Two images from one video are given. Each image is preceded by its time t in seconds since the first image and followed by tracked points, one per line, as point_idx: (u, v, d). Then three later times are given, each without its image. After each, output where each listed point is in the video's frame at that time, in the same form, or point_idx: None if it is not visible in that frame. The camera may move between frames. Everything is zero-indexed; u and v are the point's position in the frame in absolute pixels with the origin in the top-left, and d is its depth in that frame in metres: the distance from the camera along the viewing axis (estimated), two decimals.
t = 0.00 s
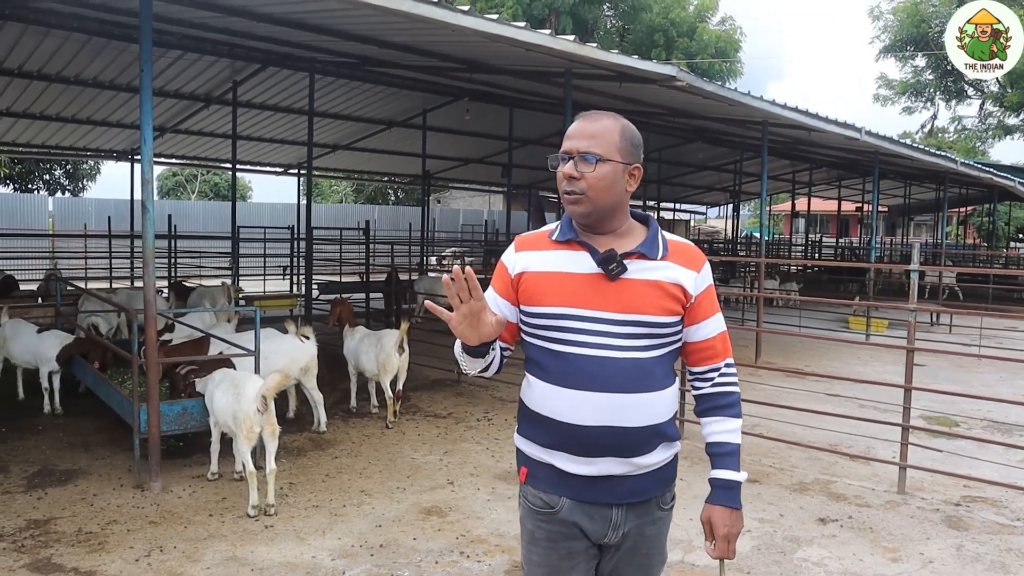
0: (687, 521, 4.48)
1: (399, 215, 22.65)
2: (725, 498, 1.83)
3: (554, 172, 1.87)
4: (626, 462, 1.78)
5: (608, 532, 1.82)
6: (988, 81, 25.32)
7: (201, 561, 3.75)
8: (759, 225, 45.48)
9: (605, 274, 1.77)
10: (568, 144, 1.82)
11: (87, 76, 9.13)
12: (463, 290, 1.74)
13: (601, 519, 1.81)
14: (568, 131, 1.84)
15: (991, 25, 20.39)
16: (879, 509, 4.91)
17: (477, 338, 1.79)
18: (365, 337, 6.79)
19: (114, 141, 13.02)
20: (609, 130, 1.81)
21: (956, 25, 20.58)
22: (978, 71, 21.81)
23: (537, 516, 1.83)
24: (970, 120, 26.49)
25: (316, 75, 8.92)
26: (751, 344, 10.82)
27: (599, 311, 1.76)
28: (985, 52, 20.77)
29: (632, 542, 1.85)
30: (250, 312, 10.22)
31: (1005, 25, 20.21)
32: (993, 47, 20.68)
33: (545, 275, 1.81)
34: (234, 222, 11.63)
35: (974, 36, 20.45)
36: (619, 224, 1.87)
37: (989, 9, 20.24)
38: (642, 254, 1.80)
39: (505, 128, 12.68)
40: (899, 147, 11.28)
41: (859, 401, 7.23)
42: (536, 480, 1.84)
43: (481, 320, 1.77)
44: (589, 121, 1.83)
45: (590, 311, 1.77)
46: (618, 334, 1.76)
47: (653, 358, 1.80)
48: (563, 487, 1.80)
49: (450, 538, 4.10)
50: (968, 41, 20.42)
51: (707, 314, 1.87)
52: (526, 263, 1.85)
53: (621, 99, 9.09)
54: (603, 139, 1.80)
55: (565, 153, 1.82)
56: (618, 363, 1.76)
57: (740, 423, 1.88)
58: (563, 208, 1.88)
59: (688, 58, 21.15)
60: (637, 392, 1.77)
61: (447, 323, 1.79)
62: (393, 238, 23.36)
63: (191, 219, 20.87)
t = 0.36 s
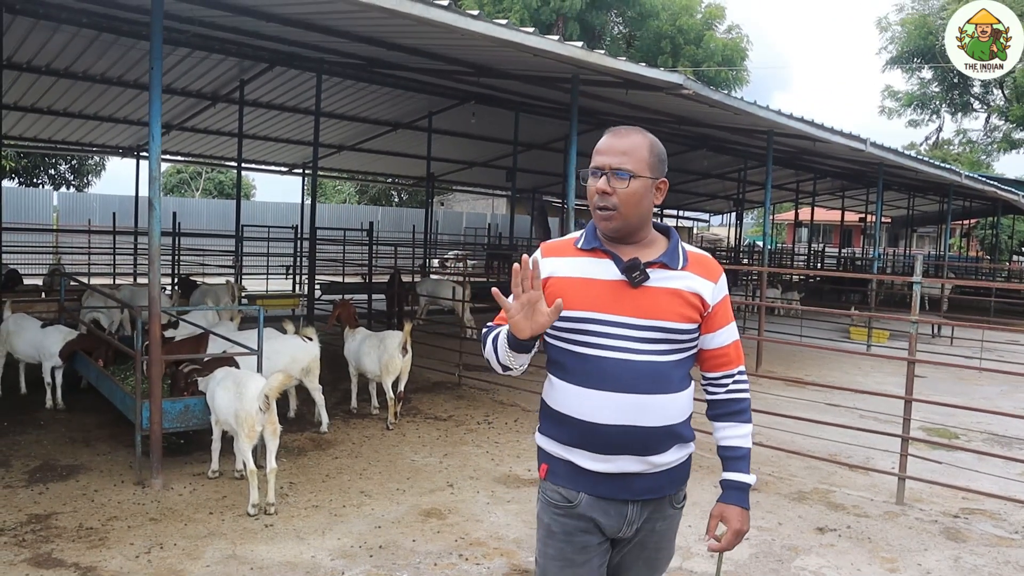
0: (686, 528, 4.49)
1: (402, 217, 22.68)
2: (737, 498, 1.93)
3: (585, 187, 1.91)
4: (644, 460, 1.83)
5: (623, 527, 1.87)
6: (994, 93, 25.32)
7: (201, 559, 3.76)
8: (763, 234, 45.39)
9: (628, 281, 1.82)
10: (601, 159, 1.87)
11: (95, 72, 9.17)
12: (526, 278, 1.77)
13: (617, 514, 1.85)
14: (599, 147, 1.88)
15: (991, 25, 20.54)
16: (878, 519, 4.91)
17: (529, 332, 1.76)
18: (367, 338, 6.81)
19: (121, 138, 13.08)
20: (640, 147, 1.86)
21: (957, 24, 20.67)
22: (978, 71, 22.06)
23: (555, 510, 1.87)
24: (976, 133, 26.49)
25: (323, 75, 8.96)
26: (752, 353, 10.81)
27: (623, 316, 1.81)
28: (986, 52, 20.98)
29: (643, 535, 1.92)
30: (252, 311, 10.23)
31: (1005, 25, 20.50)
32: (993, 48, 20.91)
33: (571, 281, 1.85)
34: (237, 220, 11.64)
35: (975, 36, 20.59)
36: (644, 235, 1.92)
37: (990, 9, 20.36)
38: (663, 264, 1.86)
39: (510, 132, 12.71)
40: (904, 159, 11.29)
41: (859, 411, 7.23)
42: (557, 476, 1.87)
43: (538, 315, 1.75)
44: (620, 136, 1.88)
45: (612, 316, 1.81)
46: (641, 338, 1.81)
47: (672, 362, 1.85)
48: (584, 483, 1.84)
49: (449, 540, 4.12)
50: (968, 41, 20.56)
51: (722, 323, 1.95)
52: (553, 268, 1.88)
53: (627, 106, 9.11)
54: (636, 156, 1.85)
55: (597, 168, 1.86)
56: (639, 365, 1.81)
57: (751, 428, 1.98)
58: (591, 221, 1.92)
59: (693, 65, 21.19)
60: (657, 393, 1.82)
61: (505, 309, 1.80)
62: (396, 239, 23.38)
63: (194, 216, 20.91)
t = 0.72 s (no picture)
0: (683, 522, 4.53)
1: (393, 219, 22.68)
2: (740, 481, 1.99)
3: (590, 190, 1.96)
4: (653, 448, 1.88)
5: (633, 512, 1.92)
6: (979, 85, 25.52)
7: (203, 563, 3.78)
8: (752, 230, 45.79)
9: (635, 278, 1.86)
10: (605, 164, 1.91)
11: (83, 80, 9.15)
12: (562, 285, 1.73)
13: (628, 500, 1.90)
14: (603, 151, 1.93)
15: (991, 25, 20.87)
16: (873, 510, 4.97)
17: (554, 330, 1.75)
18: (358, 340, 6.82)
19: (110, 145, 13.03)
20: (643, 150, 1.90)
21: (957, 24, 21.17)
22: (978, 71, 21.80)
23: (567, 498, 1.90)
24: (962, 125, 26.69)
25: (312, 79, 8.96)
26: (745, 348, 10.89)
27: (631, 311, 1.85)
28: (986, 52, 21.01)
29: (651, 521, 1.97)
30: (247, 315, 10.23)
31: (1005, 25, 20.69)
32: (993, 48, 20.95)
33: (581, 278, 1.88)
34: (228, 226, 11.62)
35: (974, 36, 20.84)
36: (649, 235, 1.96)
37: (989, 9, 20.95)
38: (668, 261, 1.91)
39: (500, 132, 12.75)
40: (891, 152, 11.38)
41: (852, 403, 7.30)
42: (568, 466, 1.90)
43: (566, 318, 1.74)
44: (622, 141, 1.91)
45: (621, 310, 1.85)
46: (648, 331, 1.85)
47: (677, 353, 1.90)
48: (596, 471, 1.87)
49: (449, 539, 4.15)
50: (968, 41, 20.84)
51: (722, 315, 2.00)
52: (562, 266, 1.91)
53: (617, 105, 9.17)
54: (640, 160, 1.89)
55: (602, 173, 1.91)
56: (647, 357, 1.85)
57: (750, 414, 2.05)
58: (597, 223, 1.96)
59: (681, 62, 21.27)
60: (664, 383, 1.87)
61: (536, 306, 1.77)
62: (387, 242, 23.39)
63: (184, 222, 20.86)
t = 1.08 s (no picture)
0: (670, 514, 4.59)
1: (373, 221, 22.62)
2: (727, 468, 2.04)
3: (583, 185, 1.97)
4: (639, 437, 1.92)
5: (621, 500, 1.96)
6: (949, 79, 25.87)
7: (192, 567, 3.78)
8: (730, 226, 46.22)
9: (622, 272, 1.91)
10: (599, 158, 1.94)
11: (57, 85, 9.04)
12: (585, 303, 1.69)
13: (616, 488, 1.95)
14: (594, 147, 1.96)
15: (991, 25, 20.60)
16: (854, 498, 5.06)
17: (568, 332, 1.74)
18: (339, 341, 6.81)
19: (84, 151, 12.88)
20: (634, 145, 1.96)
21: (958, 24, 21.53)
22: (978, 71, 21.89)
23: (558, 487, 1.94)
24: (934, 119, 27.11)
25: (290, 82, 8.94)
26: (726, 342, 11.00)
27: (618, 304, 1.90)
28: (985, 52, 21.08)
29: (639, 508, 2.02)
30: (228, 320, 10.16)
31: (1005, 25, 20.30)
32: (994, 48, 20.89)
33: (570, 273, 1.92)
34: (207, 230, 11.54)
35: (974, 36, 20.81)
36: (635, 229, 2.01)
37: (989, 9, 20.59)
38: (653, 255, 1.95)
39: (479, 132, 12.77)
40: (865, 146, 11.56)
41: (830, 394, 7.42)
42: (557, 455, 1.94)
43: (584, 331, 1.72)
44: (613, 136, 1.96)
45: (608, 304, 1.89)
46: (633, 323, 1.90)
47: (662, 346, 1.94)
48: (584, 460, 1.92)
49: (438, 537, 4.17)
50: (967, 41, 20.94)
51: (706, 307, 2.05)
52: (551, 261, 1.95)
53: (594, 103, 9.22)
54: (634, 152, 1.95)
55: (598, 167, 1.94)
56: (633, 348, 1.90)
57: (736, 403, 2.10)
58: (592, 216, 1.98)
59: (656, 60, 21.41)
60: (650, 373, 1.92)
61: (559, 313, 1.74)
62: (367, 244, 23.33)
63: (162, 228, 20.67)
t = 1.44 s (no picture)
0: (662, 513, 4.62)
1: (364, 223, 22.60)
2: (714, 467, 2.06)
3: (581, 181, 1.99)
4: (629, 436, 1.95)
5: (612, 497, 1.98)
6: (935, 80, 25.89)
7: (186, 570, 3.78)
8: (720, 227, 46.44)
9: (612, 273, 1.93)
10: (597, 154, 1.97)
11: (44, 88, 9.00)
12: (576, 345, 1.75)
13: (606, 486, 1.97)
14: (592, 144, 1.99)
15: (990, 25, 20.88)
16: (844, 496, 5.11)
17: (551, 364, 1.78)
18: (331, 343, 6.82)
19: (72, 153, 12.80)
20: (630, 145, 2.01)
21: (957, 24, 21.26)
22: (977, 72, 21.88)
23: (549, 485, 1.97)
24: (921, 120, 27.33)
25: (279, 84, 8.93)
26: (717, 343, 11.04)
27: (607, 305, 1.92)
28: (985, 52, 21.20)
29: (630, 505, 2.04)
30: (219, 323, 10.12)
31: (1005, 25, 20.65)
32: (993, 48, 21.07)
33: (561, 275, 1.94)
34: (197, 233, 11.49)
35: (974, 36, 20.96)
36: (626, 230, 2.03)
37: (989, 9, 20.72)
38: (642, 256, 1.98)
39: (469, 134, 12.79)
40: (853, 146, 11.64)
41: (820, 393, 7.48)
42: (549, 454, 1.97)
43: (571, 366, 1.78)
44: (610, 135, 2.01)
45: (598, 304, 1.92)
46: (623, 323, 1.92)
47: (651, 345, 1.97)
48: (575, 459, 1.94)
49: (432, 538, 4.19)
50: (968, 41, 20.98)
51: (695, 308, 2.07)
52: (542, 264, 1.97)
53: (585, 105, 9.26)
54: (630, 151, 2.00)
55: (597, 162, 1.96)
56: (622, 348, 1.92)
57: (723, 402, 2.12)
58: (588, 213, 1.99)
59: (646, 61, 21.48)
60: (639, 373, 1.94)
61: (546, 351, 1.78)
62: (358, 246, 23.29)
63: (151, 231, 20.58)
